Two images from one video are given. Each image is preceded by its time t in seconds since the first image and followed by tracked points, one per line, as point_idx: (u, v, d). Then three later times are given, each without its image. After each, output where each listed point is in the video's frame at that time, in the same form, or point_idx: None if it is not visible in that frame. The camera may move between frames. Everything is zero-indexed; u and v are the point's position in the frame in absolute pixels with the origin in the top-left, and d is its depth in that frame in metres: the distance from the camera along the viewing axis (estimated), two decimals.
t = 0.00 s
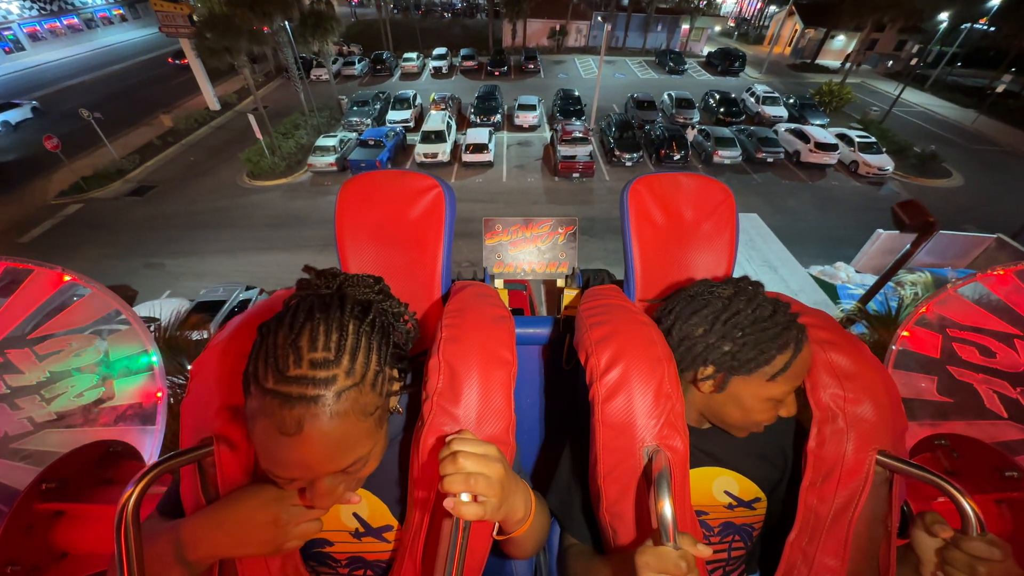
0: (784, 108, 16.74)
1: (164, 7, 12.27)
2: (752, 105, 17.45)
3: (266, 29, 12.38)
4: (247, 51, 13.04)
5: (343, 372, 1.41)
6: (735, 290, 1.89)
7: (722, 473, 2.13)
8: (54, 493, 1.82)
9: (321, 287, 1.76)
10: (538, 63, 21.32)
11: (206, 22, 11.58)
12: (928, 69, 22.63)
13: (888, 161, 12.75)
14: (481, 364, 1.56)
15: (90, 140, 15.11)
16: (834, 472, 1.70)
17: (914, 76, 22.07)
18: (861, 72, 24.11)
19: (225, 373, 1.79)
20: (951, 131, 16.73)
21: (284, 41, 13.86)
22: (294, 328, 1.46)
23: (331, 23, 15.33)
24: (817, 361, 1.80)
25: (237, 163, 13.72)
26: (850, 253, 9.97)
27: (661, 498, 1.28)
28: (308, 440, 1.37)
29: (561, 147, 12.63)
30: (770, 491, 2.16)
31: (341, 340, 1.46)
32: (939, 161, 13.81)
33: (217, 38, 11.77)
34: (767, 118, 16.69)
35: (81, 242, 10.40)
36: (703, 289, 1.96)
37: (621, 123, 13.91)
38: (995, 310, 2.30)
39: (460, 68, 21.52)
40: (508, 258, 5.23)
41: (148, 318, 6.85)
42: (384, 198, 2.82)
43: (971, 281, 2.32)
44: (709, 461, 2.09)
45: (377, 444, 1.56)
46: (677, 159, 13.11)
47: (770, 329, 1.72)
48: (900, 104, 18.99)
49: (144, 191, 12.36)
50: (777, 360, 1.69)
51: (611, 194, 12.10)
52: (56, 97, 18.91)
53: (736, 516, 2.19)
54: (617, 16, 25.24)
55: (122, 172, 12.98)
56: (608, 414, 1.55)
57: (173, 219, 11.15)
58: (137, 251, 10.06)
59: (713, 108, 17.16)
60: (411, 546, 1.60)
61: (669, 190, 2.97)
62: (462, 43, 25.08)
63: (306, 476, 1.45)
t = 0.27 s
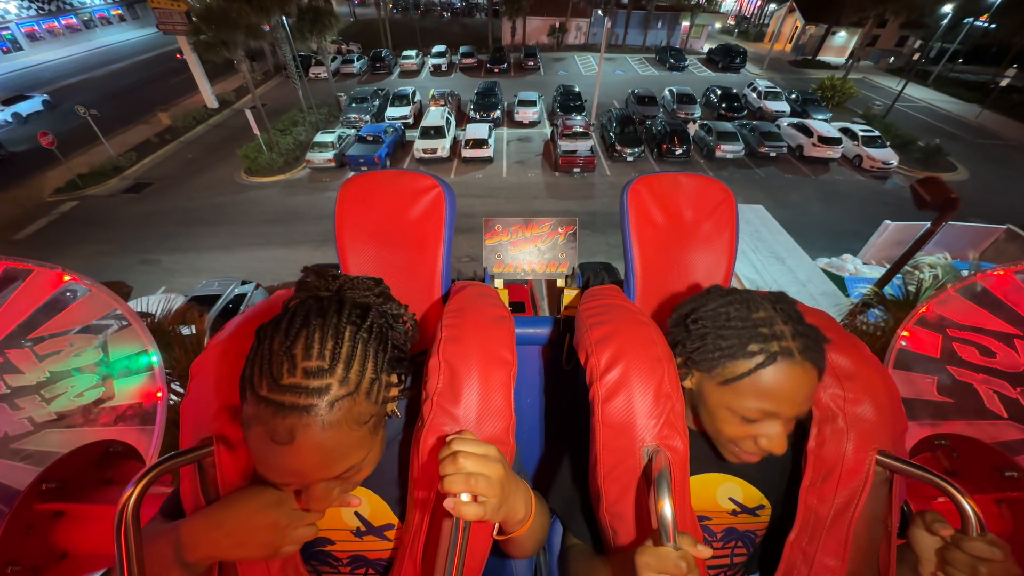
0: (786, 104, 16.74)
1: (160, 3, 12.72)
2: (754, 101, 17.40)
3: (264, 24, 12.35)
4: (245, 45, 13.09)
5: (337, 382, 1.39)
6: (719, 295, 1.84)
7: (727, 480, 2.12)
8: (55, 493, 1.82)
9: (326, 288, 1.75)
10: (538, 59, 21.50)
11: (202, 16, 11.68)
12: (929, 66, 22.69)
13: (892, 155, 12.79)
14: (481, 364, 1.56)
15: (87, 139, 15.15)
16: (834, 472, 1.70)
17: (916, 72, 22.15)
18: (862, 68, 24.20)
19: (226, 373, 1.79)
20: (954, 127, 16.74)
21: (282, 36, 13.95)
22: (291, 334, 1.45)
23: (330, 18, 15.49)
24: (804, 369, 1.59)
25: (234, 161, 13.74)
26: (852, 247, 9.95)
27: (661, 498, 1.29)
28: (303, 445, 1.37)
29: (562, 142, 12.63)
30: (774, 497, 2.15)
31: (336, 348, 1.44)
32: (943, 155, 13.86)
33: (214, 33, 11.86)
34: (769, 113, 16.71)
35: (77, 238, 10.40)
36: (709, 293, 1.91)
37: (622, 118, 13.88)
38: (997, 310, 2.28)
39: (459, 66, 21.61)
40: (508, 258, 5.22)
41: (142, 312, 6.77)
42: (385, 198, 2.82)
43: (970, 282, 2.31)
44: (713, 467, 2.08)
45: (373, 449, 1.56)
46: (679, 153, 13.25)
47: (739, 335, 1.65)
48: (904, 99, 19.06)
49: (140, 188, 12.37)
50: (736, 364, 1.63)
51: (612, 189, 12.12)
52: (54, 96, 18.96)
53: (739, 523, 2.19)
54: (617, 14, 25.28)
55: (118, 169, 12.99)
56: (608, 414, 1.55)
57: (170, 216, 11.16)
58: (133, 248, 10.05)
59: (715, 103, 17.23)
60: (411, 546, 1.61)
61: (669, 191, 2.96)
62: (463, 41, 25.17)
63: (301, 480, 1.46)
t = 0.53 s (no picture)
0: (786, 99, 16.74)
1: None
2: (754, 97, 17.44)
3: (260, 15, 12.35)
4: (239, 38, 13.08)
5: (338, 390, 1.38)
6: (758, 321, 1.64)
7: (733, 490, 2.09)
8: (54, 493, 1.82)
9: (336, 291, 1.73)
10: (536, 56, 21.43)
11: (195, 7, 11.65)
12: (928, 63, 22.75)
13: (893, 150, 12.81)
14: (482, 364, 1.56)
15: (82, 134, 15.17)
16: (834, 472, 1.68)
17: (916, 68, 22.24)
18: (862, 65, 24.30)
19: (226, 372, 1.79)
20: (954, 123, 16.78)
21: (277, 29, 14.20)
22: (302, 335, 1.44)
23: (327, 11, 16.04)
24: (823, 432, 1.46)
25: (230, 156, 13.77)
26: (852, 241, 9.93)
27: (661, 498, 1.29)
28: (299, 452, 1.37)
29: (561, 136, 12.64)
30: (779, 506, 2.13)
31: (344, 355, 1.43)
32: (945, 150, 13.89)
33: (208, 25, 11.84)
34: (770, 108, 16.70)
35: (70, 233, 10.40)
36: (739, 315, 1.71)
37: (622, 112, 13.90)
38: (997, 310, 2.27)
39: (457, 62, 21.67)
40: (508, 258, 5.23)
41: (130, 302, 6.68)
42: (385, 198, 2.82)
43: (971, 282, 2.33)
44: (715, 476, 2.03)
45: (368, 456, 1.55)
46: (679, 148, 13.25)
47: (760, 380, 1.49)
48: (904, 96, 19.13)
49: (134, 183, 12.37)
50: (751, 412, 1.48)
51: (612, 183, 12.12)
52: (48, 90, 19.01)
53: (742, 530, 2.19)
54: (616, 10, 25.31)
55: (112, 164, 13.02)
56: (608, 414, 1.56)
57: (163, 210, 11.17)
58: (126, 242, 10.05)
59: (715, 98, 17.27)
60: (411, 546, 1.61)
61: (669, 191, 2.96)
62: (462, 38, 25.24)
63: (296, 484, 1.46)
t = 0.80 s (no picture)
0: (787, 97, 16.76)
1: None
2: (754, 95, 17.47)
3: (257, 9, 12.39)
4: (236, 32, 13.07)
5: (339, 393, 1.37)
6: (779, 351, 1.53)
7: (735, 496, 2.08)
8: (54, 493, 1.81)
9: (342, 294, 1.72)
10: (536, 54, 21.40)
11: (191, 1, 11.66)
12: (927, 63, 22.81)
13: (894, 147, 12.81)
14: (480, 364, 1.56)
15: (78, 130, 15.18)
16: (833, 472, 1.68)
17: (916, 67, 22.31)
18: (861, 64, 24.36)
19: (227, 372, 1.80)
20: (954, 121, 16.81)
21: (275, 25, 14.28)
22: (306, 336, 1.44)
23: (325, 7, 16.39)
24: (833, 480, 1.43)
25: (226, 152, 13.79)
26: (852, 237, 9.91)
27: (661, 498, 1.28)
28: (298, 453, 1.36)
29: (561, 132, 12.63)
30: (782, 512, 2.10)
31: (347, 358, 1.42)
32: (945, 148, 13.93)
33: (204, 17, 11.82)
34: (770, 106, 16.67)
35: (64, 228, 10.39)
36: (754, 339, 1.61)
37: (622, 109, 13.91)
38: (996, 309, 2.26)
39: (457, 60, 21.69)
40: (508, 258, 5.22)
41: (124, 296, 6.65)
42: (385, 198, 2.82)
43: (970, 282, 2.31)
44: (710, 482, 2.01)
45: (366, 459, 1.55)
46: (679, 145, 13.24)
47: (773, 424, 1.43)
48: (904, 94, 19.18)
49: (129, 178, 12.37)
50: (758, 454, 1.46)
51: (612, 180, 12.14)
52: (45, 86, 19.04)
53: (744, 535, 2.18)
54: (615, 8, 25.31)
55: (107, 160, 13.03)
56: (608, 414, 1.56)
57: (158, 205, 11.18)
58: (121, 237, 10.05)
59: (715, 96, 17.31)
60: (411, 545, 1.61)
61: (669, 191, 2.96)
62: (461, 36, 25.26)
63: (293, 485, 1.46)
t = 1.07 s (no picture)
0: (787, 96, 16.78)
1: None
2: (755, 94, 17.49)
3: (255, 7, 12.41)
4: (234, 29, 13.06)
5: (348, 397, 1.38)
6: (767, 345, 1.54)
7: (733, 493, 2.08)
8: (55, 492, 1.78)
9: (345, 297, 1.72)
10: (535, 54, 21.41)
11: None
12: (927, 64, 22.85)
13: (895, 145, 12.80)
14: (482, 365, 1.56)
15: (76, 129, 15.21)
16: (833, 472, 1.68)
17: (916, 68, 22.39)
18: (861, 64, 24.42)
19: (226, 371, 1.80)
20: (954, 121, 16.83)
21: (275, 25, 14.32)
22: (314, 339, 1.43)
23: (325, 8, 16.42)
24: (817, 468, 1.43)
25: (224, 151, 13.80)
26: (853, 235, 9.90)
27: (660, 498, 1.28)
28: (301, 458, 1.36)
29: (561, 131, 12.63)
30: (781, 509, 2.10)
31: (355, 362, 1.42)
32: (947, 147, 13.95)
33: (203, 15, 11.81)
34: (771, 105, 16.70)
35: (60, 226, 10.39)
36: (744, 331, 1.62)
37: (621, 108, 13.88)
38: (996, 310, 2.25)
39: (456, 60, 21.71)
40: (508, 258, 5.22)
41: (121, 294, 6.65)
42: (385, 198, 2.82)
43: (970, 282, 2.32)
44: (709, 478, 1.99)
45: (370, 464, 1.55)
46: (680, 143, 13.24)
47: (757, 413, 1.44)
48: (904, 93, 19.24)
49: (127, 177, 12.38)
50: (746, 442, 1.46)
51: (613, 178, 12.15)
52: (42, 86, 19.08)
53: (743, 530, 2.19)
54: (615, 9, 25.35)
55: (105, 159, 13.05)
56: (608, 413, 1.56)
57: (156, 204, 11.18)
58: (118, 236, 10.04)
59: (715, 96, 17.35)
60: (411, 547, 1.61)
61: (669, 191, 2.96)
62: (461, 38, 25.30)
63: (295, 489, 1.45)
